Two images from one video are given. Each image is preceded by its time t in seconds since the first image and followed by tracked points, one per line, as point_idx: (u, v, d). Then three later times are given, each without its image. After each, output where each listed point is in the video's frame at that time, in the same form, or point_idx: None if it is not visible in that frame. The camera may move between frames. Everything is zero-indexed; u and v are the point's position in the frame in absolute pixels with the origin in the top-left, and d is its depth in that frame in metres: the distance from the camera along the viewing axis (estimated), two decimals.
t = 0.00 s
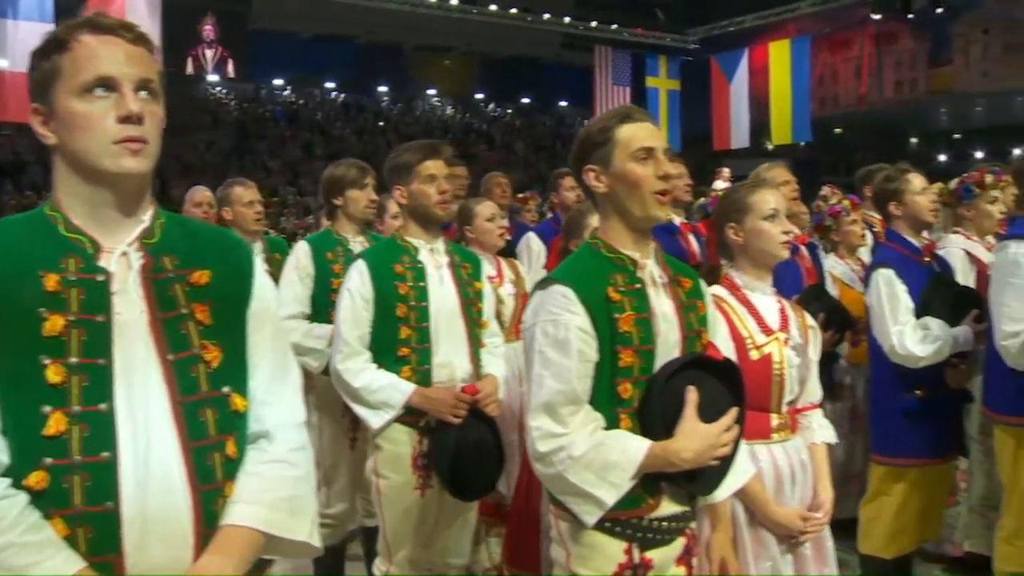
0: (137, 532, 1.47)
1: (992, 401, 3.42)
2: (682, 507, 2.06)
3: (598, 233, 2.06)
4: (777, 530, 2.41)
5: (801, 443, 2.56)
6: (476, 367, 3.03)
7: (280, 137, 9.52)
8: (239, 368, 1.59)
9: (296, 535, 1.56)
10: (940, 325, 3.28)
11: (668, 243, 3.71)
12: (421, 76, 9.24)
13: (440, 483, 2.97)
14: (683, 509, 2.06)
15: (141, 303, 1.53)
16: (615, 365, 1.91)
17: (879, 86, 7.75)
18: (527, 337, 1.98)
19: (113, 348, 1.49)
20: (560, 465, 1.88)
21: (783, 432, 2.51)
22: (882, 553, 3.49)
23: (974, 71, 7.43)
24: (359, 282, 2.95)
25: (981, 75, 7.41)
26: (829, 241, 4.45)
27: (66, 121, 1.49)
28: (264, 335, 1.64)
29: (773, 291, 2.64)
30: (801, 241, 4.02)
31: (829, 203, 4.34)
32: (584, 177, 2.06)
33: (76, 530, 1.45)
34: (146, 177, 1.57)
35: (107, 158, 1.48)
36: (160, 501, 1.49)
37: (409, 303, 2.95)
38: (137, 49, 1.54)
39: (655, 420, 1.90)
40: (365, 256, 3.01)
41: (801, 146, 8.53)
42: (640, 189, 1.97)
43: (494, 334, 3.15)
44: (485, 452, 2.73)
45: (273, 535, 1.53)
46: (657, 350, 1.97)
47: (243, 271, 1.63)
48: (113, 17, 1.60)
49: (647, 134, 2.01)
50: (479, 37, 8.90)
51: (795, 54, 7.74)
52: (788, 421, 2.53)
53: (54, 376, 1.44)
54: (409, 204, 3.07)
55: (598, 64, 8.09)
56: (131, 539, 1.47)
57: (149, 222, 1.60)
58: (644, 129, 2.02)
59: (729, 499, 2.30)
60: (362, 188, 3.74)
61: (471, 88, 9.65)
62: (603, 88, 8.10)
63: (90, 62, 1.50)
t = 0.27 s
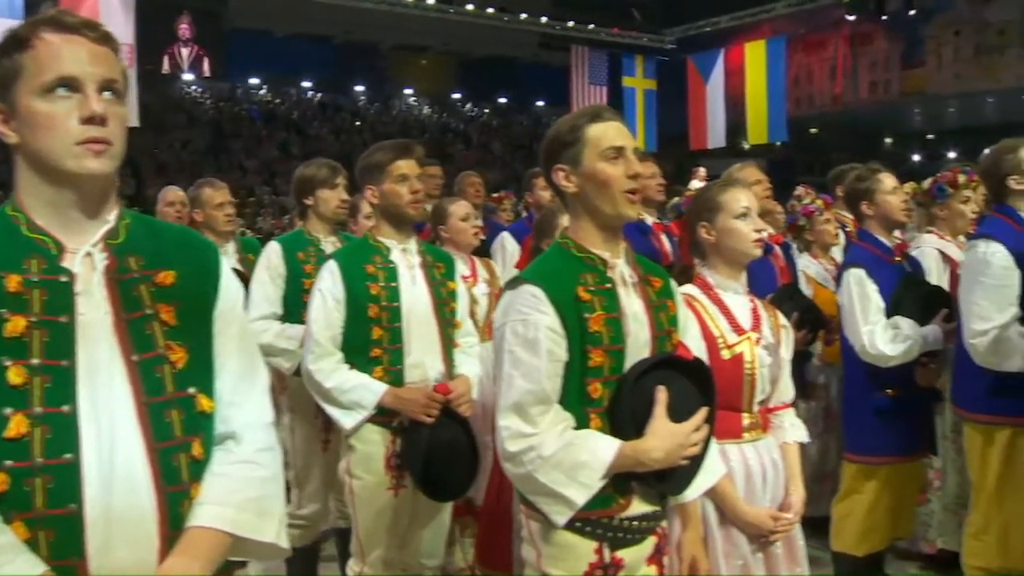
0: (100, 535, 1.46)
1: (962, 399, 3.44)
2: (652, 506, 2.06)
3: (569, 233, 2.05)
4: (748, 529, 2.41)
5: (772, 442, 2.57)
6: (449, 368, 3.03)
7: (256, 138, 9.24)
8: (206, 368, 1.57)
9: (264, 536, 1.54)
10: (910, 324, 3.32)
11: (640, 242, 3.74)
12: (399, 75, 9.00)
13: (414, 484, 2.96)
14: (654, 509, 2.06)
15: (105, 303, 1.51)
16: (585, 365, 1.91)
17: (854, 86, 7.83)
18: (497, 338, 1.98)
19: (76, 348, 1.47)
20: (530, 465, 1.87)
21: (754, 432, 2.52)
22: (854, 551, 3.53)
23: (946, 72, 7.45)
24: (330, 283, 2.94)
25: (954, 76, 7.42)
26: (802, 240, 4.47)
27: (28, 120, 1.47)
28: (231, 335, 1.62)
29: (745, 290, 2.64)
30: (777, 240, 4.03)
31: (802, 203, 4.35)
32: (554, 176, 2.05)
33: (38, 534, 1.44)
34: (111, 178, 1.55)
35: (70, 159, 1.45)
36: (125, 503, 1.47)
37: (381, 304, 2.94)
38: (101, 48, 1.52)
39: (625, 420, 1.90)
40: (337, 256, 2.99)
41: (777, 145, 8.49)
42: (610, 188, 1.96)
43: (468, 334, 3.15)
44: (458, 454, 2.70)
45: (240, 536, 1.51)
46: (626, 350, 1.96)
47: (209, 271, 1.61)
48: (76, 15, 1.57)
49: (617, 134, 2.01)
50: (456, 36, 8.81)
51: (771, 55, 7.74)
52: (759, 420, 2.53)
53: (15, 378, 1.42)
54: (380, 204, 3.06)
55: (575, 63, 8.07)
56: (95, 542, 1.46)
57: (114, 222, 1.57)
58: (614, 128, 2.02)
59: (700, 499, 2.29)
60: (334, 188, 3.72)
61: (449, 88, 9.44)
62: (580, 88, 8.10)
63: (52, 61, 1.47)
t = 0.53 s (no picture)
0: (61, 534, 1.45)
1: (931, 394, 3.47)
2: (622, 503, 2.05)
3: (539, 229, 2.04)
4: (721, 525, 2.42)
5: (744, 438, 2.58)
6: (422, 364, 3.01)
7: (230, 135, 8.69)
8: (170, 365, 1.55)
9: (229, 534, 1.52)
10: (883, 320, 3.33)
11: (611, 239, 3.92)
12: (371, 70, 8.75)
13: (388, 480, 2.94)
14: (624, 505, 2.05)
15: (66, 299, 1.49)
16: (554, 361, 1.90)
17: (829, 84, 8.01)
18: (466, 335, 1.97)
19: (37, 345, 1.45)
20: (500, 463, 1.86)
21: (725, 428, 2.53)
22: (827, 544, 3.54)
23: (919, 70, 7.62)
24: (302, 279, 2.92)
25: (927, 75, 7.60)
26: (775, 237, 4.48)
27: None
28: (196, 332, 1.59)
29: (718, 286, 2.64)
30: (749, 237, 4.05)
31: (777, 199, 4.38)
32: (524, 172, 2.04)
33: None
34: (72, 171, 1.52)
35: (28, 154, 1.42)
36: (86, 501, 1.45)
37: (353, 300, 2.92)
38: (60, 40, 1.49)
39: (594, 416, 1.89)
40: (308, 253, 2.97)
41: (753, 142, 8.46)
42: (579, 183, 1.95)
43: (442, 330, 3.12)
44: (431, 451, 2.67)
45: (205, 534, 1.49)
46: (596, 346, 1.96)
47: (173, 266, 1.59)
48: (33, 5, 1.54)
49: (588, 130, 2.00)
50: (432, 32, 8.65)
51: (747, 52, 7.75)
52: (730, 417, 2.55)
53: None
54: (352, 199, 3.04)
55: (551, 60, 8.08)
56: (56, 542, 1.44)
57: (76, 218, 1.55)
58: (585, 124, 2.01)
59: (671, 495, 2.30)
60: (305, 184, 3.70)
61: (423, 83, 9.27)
62: (556, 86, 8.11)
63: (9, 53, 1.44)
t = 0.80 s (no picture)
0: (28, 531, 1.42)
1: (909, 386, 3.49)
2: (599, 498, 2.04)
3: (515, 222, 2.03)
4: (699, 519, 2.42)
5: (723, 432, 2.56)
6: (400, 359, 2.99)
7: (212, 128, 8.54)
8: (139, 360, 1.53)
9: (200, 531, 1.50)
10: (860, 313, 3.34)
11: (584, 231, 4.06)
12: (356, 63, 8.52)
13: (365, 475, 2.92)
14: (601, 500, 2.04)
15: (33, 293, 1.46)
16: (530, 356, 1.89)
17: (811, 78, 7.93)
18: (441, 329, 1.95)
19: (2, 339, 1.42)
20: (475, 458, 1.84)
21: (704, 422, 2.52)
22: (806, 538, 3.54)
23: (900, 66, 7.63)
24: (280, 274, 2.89)
25: (908, 70, 7.61)
26: (755, 231, 4.49)
27: None
28: (166, 327, 1.57)
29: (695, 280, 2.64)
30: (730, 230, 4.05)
31: (757, 193, 4.39)
32: (501, 165, 2.02)
33: None
34: (37, 164, 1.50)
35: None
36: (53, 498, 1.43)
37: (331, 295, 2.89)
38: (23, 31, 1.47)
39: (570, 411, 1.88)
40: (285, 247, 2.94)
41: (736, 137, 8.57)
42: (556, 177, 1.93)
43: (420, 325, 3.09)
44: (408, 447, 2.66)
45: (175, 531, 1.47)
46: (572, 340, 1.94)
47: (142, 260, 1.57)
48: None
49: (565, 123, 1.98)
50: (417, 27, 8.50)
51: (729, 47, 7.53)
52: (709, 411, 2.53)
53: None
54: (330, 192, 3.01)
55: (535, 53, 7.89)
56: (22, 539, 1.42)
57: (42, 211, 1.52)
58: (562, 117, 1.99)
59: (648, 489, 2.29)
60: (282, 178, 3.68)
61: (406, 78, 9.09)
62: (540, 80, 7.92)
63: None
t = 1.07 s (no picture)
0: None
1: (885, 381, 3.51)
2: (573, 492, 2.03)
3: (489, 216, 2.02)
4: (676, 514, 2.42)
5: (699, 427, 2.56)
6: (376, 354, 2.97)
7: (193, 123, 8.15)
8: (106, 355, 1.50)
9: (169, 528, 1.48)
10: (837, 307, 3.36)
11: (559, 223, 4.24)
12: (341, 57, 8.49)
13: (342, 470, 2.91)
14: (576, 494, 2.04)
15: None
16: (504, 350, 1.88)
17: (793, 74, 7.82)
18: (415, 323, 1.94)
19: None
20: (448, 452, 1.83)
21: (680, 417, 2.52)
22: (783, 531, 3.56)
23: (880, 62, 7.68)
24: (254, 268, 2.87)
25: (888, 66, 7.67)
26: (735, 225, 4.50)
27: None
28: (135, 321, 1.55)
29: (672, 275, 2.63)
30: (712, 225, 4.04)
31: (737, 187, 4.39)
32: (475, 158, 2.01)
33: None
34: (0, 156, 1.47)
35: None
36: (17, 494, 1.42)
37: (306, 290, 2.88)
38: None
39: (544, 405, 1.87)
40: (261, 241, 2.92)
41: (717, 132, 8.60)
42: (529, 170, 1.92)
43: (396, 319, 3.09)
44: (385, 444, 2.57)
45: (143, 528, 1.45)
46: (547, 334, 1.93)
47: (110, 254, 1.54)
48: None
49: (539, 115, 1.97)
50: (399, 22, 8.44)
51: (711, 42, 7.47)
52: (685, 405, 2.53)
53: None
54: (305, 186, 2.99)
55: (516, 48, 7.85)
56: None
57: (8, 204, 1.50)
58: (536, 110, 1.98)
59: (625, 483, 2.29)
60: (259, 172, 3.67)
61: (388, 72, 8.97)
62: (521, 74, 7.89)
63: None
